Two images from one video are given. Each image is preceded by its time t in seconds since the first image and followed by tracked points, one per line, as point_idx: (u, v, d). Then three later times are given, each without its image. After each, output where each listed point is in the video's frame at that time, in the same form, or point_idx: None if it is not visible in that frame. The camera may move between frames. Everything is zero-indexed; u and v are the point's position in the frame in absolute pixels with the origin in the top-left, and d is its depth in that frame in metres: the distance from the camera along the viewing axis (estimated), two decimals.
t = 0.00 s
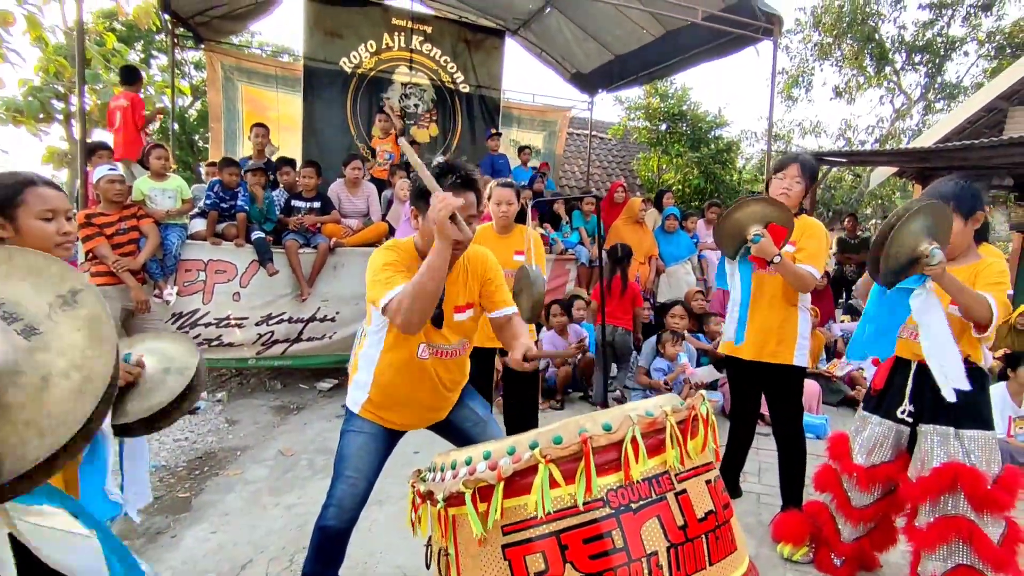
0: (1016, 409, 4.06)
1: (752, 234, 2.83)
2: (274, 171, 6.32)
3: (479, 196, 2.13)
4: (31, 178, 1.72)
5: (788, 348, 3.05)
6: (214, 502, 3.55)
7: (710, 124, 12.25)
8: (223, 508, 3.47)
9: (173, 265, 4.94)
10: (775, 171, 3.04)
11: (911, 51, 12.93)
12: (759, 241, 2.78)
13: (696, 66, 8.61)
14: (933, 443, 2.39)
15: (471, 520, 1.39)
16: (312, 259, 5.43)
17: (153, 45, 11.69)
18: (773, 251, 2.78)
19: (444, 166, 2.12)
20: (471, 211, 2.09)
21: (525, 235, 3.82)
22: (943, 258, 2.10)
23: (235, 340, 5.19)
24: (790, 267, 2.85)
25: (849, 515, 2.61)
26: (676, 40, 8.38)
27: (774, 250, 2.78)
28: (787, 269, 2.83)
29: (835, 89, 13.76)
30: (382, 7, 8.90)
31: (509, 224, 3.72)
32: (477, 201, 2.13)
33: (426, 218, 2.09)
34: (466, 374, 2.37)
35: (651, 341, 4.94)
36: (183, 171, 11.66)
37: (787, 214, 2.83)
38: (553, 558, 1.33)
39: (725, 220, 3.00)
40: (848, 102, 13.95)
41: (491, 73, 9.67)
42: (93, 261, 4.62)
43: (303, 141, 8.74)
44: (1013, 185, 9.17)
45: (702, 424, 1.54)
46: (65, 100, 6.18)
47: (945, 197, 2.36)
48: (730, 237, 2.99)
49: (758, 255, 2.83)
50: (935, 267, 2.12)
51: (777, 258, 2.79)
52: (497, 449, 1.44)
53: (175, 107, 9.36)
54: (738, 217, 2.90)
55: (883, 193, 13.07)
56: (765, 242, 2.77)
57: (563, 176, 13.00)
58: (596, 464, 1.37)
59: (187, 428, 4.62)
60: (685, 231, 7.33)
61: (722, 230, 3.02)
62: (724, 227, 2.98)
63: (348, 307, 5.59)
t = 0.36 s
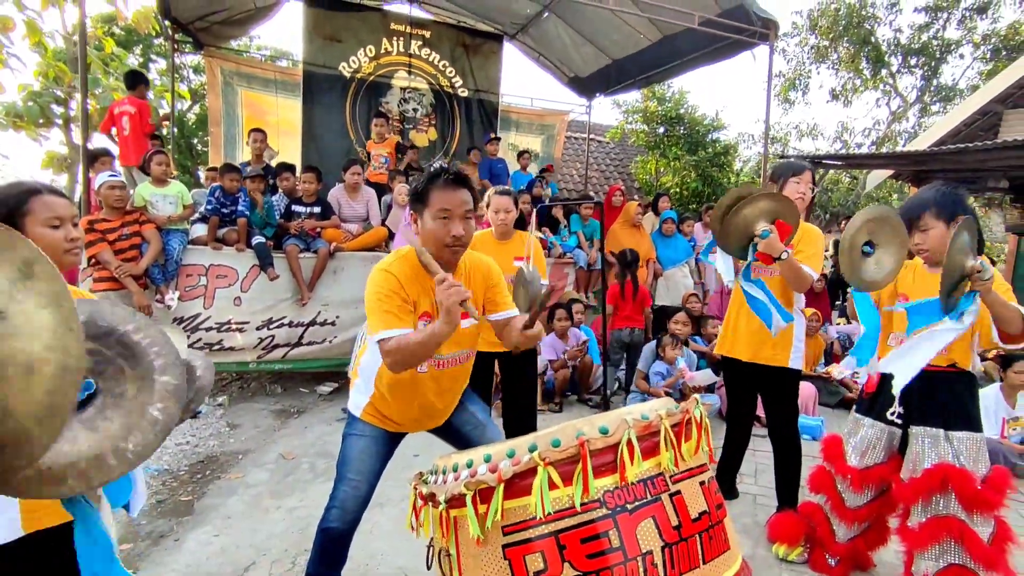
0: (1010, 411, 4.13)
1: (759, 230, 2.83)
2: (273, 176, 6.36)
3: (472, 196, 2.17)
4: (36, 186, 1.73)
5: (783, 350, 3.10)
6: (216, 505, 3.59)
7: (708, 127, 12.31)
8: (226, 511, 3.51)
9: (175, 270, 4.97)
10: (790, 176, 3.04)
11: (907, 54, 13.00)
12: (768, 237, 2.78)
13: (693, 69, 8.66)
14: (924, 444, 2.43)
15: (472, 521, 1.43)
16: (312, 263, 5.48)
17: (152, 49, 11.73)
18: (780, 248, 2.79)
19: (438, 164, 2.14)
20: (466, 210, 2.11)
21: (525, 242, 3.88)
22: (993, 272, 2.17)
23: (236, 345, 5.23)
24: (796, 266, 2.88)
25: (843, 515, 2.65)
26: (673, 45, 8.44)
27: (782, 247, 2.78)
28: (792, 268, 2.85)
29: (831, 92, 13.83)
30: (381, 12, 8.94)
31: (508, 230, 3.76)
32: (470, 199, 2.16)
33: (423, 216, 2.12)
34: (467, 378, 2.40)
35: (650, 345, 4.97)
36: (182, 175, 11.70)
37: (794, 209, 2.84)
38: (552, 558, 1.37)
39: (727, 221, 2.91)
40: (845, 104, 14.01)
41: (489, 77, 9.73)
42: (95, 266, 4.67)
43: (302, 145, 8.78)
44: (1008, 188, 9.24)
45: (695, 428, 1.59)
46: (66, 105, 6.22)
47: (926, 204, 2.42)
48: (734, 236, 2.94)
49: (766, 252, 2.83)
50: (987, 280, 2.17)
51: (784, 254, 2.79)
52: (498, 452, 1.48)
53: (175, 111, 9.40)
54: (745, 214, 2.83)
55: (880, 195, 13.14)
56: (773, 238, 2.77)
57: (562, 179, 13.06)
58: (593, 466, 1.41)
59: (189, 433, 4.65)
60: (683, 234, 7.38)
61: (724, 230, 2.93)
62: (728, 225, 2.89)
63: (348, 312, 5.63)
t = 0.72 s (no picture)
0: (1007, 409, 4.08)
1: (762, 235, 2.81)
2: (270, 176, 6.34)
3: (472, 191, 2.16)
4: (23, 188, 1.71)
5: (781, 350, 3.09)
6: (213, 508, 3.56)
7: (705, 126, 12.30)
8: (222, 514, 3.49)
9: (171, 271, 4.94)
10: (790, 175, 3.02)
11: (904, 52, 13.00)
12: (768, 242, 2.76)
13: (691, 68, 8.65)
14: (925, 443, 2.42)
15: (466, 523, 1.41)
16: (309, 264, 5.46)
17: (148, 50, 11.69)
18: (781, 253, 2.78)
19: (438, 162, 2.11)
20: (467, 205, 2.10)
21: (519, 240, 3.87)
22: (958, 256, 2.16)
23: (233, 346, 5.20)
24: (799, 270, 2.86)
25: (843, 515, 2.64)
26: (670, 43, 8.43)
27: (783, 252, 2.77)
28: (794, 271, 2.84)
29: (828, 90, 13.84)
30: (377, 12, 8.92)
31: (502, 230, 3.76)
32: (471, 195, 2.14)
33: (424, 212, 2.08)
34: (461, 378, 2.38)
35: (649, 342, 4.95)
36: (179, 176, 11.67)
37: (799, 216, 2.81)
38: (548, 561, 1.35)
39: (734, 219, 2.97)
40: (843, 103, 14.01)
41: (486, 77, 9.72)
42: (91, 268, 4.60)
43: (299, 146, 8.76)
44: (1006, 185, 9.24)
45: (694, 428, 1.58)
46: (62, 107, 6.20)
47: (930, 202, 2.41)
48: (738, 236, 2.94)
49: (767, 256, 2.82)
50: (951, 266, 2.17)
51: (786, 259, 2.79)
52: (493, 454, 1.46)
53: (171, 112, 9.37)
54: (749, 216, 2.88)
55: (878, 194, 13.14)
56: (774, 244, 2.75)
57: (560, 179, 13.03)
58: (590, 468, 1.40)
59: (185, 434, 4.63)
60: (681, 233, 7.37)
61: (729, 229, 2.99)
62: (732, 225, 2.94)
63: (345, 312, 5.60)
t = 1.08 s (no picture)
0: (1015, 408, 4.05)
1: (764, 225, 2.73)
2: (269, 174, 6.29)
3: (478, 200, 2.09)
4: (13, 183, 1.68)
5: (789, 350, 3.03)
6: (210, 509, 3.53)
7: (707, 124, 12.25)
8: (220, 515, 3.45)
9: (168, 271, 4.90)
10: (790, 172, 2.97)
11: (907, 49, 12.94)
12: (772, 233, 2.68)
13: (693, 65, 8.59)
14: (932, 443, 2.37)
15: (463, 528, 1.36)
16: (308, 263, 5.42)
17: (149, 49, 11.66)
18: (785, 245, 2.69)
19: (442, 167, 2.04)
20: (472, 215, 2.03)
21: (521, 238, 3.81)
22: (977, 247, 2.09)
23: (231, 345, 5.17)
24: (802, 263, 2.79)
25: (848, 516, 2.60)
26: (672, 41, 8.37)
27: (787, 244, 2.69)
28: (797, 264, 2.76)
29: (831, 88, 13.78)
30: (377, 10, 8.88)
31: (503, 228, 3.71)
32: (477, 203, 2.07)
33: (427, 221, 2.02)
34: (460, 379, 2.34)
35: (649, 337, 4.89)
36: (180, 175, 11.64)
37: (803, 205, 2.72)
38: (548, 568, 1.31)
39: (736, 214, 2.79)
40: (845, 100, 13.96)
41: (487, 75, 9.67)
42: (88, 267, 4.58)
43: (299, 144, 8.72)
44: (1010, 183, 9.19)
45: (698, 429, 1.53)
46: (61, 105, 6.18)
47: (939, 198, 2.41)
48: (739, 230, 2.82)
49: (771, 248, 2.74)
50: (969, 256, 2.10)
51: (791, 251, 2.69)
52: (491, 457, 1.42)
53: (171, 110, 9.34)
54: (754, 207, 2.74)
55: (881, 192, 13.09)
56: (778, 235, 2.67)
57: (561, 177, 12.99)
58: (591, 471, 1.35)
59: (184, 435, 4.60)
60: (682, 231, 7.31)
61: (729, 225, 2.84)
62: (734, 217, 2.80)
63: (345, 312, 5.56)
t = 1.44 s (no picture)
0: None
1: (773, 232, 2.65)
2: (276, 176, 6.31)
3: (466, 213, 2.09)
4: (16, 186, 1.69)
5: (792, 354, 3.01)
6: (216, 510, 3.54)
7: (715, 125, 12.20)
8: (225, 516, 3.46)
9: (176, 272, 4.92)
10: (793, 171, 2.94)
11: (918, 49, 12.85)
12: (782, 240, 2.61)
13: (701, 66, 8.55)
14: (941, 449, 2.34)
15: (464, 533, 1.35)
16: (314, 264, 5.43)
17: (159, 51, 11.72)
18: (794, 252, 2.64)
19: (430, 184, 2.02)
20: (460, 231, 2.03)
21: (524, 240, 3.84)
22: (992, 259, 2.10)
23: (238, 346, 5.19)
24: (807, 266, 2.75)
25: (856, 522, 2.56)
26: (679, 41, 8.35)
27: (796, 251, 2.63)
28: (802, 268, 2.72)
29: (840, 89, 13.68)
30: (385, 11, 8.90)
31: (507, 231, 3.71)
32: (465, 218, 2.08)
33: (415, 237, 2.02)
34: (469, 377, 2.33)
35: (652, 338, 4.89)
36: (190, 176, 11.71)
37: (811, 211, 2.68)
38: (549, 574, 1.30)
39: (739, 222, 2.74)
40: (854, 101, 13.87)
41: (494, 76, 9.67)
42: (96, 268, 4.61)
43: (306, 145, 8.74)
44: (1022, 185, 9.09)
45: (702, 434, 1.51)
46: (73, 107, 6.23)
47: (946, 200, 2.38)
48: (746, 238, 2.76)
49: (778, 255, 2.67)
50: (985, 269, 2.11)
51: (798, 258, 2.65)
52: (493, 461, 1.41)
53: (181, 111, 9.40)
54: (760, 213, 2.67)
55: (891, 193, 12.99)
56: (787, 243, 2.60)
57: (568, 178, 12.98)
58: (593, 476, 1.34)
59: (190, 435, 4.61)
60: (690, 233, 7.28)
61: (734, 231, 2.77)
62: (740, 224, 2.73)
63: (351, 313, 5.56)
